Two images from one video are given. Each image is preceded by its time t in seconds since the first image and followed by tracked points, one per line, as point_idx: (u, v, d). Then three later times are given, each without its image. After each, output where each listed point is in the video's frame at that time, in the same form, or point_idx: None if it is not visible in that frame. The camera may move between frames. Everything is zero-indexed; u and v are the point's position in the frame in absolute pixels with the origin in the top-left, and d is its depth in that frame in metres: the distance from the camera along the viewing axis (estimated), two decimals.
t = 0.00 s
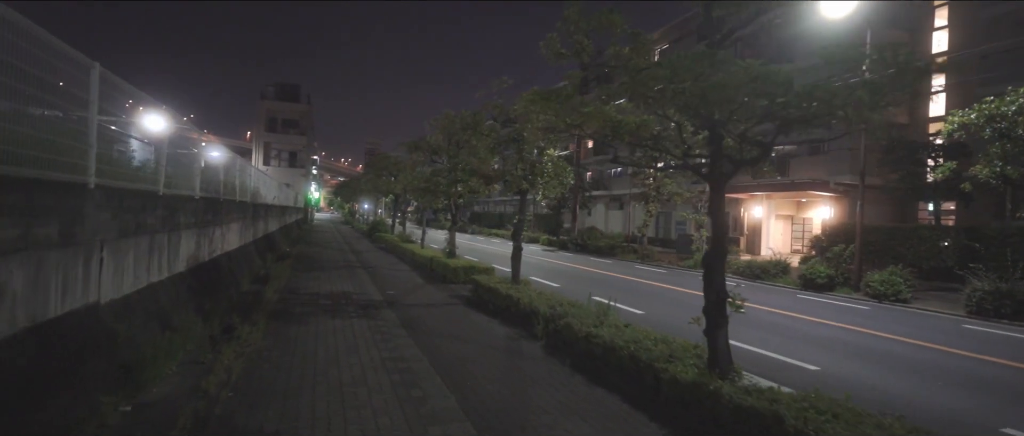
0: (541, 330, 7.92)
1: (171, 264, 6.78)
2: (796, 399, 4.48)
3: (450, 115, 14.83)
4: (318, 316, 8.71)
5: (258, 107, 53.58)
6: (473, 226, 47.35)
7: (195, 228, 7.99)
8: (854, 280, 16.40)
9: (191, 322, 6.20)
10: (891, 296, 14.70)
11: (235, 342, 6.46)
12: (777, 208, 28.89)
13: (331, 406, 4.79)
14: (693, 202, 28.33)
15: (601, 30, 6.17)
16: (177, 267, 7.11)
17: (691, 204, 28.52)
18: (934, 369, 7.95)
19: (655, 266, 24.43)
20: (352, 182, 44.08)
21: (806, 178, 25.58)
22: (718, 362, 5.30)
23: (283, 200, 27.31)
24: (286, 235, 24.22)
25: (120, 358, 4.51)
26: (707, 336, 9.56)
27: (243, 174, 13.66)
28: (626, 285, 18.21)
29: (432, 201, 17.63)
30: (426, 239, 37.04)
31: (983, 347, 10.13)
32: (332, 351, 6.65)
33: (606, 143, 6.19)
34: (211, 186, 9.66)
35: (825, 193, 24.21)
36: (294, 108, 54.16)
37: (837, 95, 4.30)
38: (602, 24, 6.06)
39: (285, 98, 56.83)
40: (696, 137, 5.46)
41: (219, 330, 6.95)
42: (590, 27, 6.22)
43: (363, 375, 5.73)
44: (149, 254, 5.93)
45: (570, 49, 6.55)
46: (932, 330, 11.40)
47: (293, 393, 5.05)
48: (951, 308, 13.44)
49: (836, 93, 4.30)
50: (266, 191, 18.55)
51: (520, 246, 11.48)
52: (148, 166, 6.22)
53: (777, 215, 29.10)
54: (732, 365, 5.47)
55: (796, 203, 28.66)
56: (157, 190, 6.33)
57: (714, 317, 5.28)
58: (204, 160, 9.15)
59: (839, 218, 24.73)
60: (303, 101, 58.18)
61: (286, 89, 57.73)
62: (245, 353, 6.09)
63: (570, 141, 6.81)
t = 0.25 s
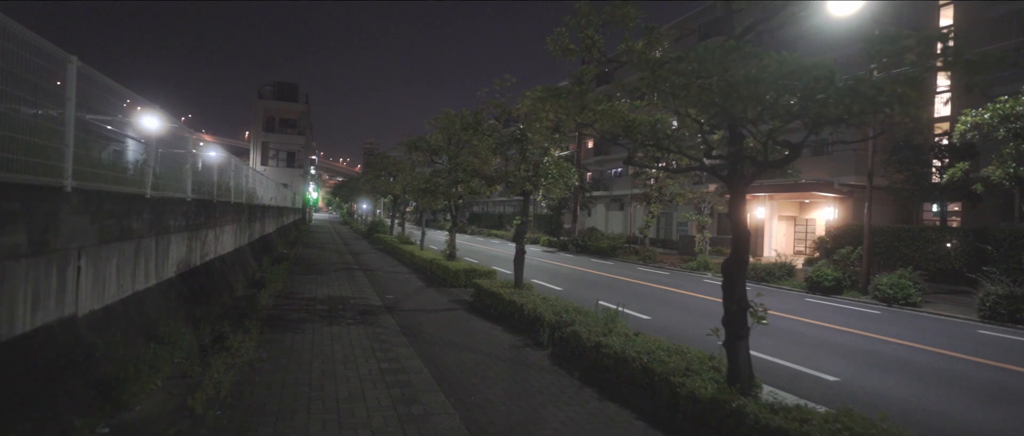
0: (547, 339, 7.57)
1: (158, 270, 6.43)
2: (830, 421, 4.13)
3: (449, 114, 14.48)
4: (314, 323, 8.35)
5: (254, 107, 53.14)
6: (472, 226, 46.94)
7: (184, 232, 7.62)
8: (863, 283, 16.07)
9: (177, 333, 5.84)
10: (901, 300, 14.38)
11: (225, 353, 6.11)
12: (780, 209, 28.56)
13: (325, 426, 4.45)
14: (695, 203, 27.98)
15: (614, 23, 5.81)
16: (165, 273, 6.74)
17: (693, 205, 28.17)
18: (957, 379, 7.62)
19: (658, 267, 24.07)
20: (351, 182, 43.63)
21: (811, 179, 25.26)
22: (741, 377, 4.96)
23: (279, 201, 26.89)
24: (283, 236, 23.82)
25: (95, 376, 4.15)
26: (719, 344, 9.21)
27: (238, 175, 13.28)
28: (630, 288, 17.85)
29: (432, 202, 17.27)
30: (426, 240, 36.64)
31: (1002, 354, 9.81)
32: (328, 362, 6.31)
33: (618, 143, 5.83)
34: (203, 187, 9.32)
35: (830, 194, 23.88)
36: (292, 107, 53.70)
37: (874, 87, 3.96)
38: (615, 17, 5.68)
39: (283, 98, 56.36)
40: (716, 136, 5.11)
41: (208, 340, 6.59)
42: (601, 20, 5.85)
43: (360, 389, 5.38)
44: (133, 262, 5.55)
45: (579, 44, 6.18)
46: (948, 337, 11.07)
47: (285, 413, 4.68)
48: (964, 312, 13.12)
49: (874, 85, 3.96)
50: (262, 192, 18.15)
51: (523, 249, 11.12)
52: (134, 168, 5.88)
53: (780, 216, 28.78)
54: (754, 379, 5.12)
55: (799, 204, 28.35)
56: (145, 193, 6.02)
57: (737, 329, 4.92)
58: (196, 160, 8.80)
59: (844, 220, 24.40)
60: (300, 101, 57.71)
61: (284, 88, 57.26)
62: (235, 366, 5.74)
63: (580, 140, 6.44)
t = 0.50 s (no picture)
0: (546, 341, 7.29)
1: (139, 270, 6.12)
2: (854, 429, 3.86)
3: (443, 110, 14.18)
4: (304, 324, 8.05)
5: (246, 104, 52.61)
6: (467, 225, 46.65)
7: (168, 230, 7.31)
8: (862, 282, 15.91)
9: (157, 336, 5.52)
10: (902, 299, 14.21)
11: (209, 357, 5.81)
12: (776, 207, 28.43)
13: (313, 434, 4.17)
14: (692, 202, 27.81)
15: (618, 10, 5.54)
16: (146, 274, 6.42)
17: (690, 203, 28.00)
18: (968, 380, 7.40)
19: (655, 267, 23.87)
20: (344, 181, 43.27)
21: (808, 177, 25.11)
22: (754, 381, 4.70)
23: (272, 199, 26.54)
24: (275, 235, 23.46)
25: (63, 385, 3.84)
26: (722, 345, 8.97)
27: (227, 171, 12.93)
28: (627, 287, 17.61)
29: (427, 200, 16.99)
30: (420, 239, 36.34)
31: (1009, 354, 9.62)
32: (318, 365, 6.01)
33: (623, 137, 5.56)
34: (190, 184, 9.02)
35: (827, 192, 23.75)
36: (285, 105, 53.25)
37: (899, 73, 3.72)
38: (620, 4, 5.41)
39: (276, 96, 55.90)
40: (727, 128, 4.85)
41: (192, 343, 6.28)
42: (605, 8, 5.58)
43: (351, 394, 5.09)
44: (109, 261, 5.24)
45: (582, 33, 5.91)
46: (953, 336, 10.88)
47: (270, 423, 4.38)
48: (966, 311, 12.96)
49: (898, 70, 3.71)
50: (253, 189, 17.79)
51: (520, 248, 10.86)
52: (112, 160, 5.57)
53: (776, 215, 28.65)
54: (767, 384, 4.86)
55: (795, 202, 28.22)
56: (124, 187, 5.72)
57: (751, 331, 4.66)
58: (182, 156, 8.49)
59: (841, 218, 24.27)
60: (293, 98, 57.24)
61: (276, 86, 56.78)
62: (219, 371, 5.43)
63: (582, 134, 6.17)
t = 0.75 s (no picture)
0: (551, 348, 6.96)
1: (121, 276, 5.78)
2: None
3: (441, 108, 13.82)
4: (296, 331, 7.69)
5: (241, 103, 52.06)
6: (464, 225, 46.29)
7: (153, 233, 6.95)
8: (868, 283, 15.63)
9: (137, 349, 5.16)
10: (909, 301, 13.93)
11: (193, 369, 5.46)
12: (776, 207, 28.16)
13: None
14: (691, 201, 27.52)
15: None
16: (129, 279, 6.06)
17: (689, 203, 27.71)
18: (990, 389, 7.10)
19: (655, 267, 23.55)
20: (341, 181, 42.80)
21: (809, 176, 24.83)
22: (779, 396, 4.37)
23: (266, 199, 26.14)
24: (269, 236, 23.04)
25: (28, 405, 3.51)
26: (732, 352, 8.64)
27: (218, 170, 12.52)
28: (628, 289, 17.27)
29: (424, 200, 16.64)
30: (417, 239, 35.92)
31: None
32: (310, 377, 5.67)
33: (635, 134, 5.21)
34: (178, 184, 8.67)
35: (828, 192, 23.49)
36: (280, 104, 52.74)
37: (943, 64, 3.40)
38: None
39: (271, 94, 55.37)
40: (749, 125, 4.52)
41: (176, 353, 5.92)
42: None
43: (343, 411, 4.74)
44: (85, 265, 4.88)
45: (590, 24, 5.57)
46: (966, 340, 10.59)
47: None
48: (976, 313, 12.68)
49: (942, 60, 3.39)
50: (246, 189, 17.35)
51: (521, 250, 10.53)
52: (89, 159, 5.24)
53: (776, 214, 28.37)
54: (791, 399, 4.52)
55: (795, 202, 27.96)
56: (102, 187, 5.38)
57: (774, 343, 4.33)
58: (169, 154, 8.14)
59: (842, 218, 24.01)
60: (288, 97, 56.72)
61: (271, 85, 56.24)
62: (203, 385, 5.08)
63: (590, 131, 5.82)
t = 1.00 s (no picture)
0: (559, 355, 6.63)
1: (104, 279, 5.43)
2: None
3: (441, 105, 13.47)
4: (291, 335, 7.35)
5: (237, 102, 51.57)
6: (462, 225, 45.90)
7: (140, 234, 6.60)
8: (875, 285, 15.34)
9: (119, 357, 4.81)
10: (919, 303, 13.65)
11: (179, 378, 5.11)
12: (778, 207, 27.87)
13: None
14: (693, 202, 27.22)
15: None
16: (113, 282, 5.70)
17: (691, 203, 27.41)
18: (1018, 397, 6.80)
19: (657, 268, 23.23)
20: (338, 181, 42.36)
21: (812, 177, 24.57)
22: (811, 410, 4.05)
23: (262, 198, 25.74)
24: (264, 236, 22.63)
25: None
26: (745, 357, 8.33)
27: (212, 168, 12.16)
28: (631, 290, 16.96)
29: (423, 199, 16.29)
30: (415, 240, 35.55)
31: None
32: (305, 386, 5.33)
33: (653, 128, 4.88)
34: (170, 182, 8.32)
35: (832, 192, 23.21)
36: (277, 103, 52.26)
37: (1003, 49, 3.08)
38: None
39: (267, 94, 54.89)
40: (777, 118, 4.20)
41: (162, 361, 5.57)
42: None
43: (341, 424, 4.42)
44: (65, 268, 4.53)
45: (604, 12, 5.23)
46: (983, 343, 10.30)
47: None
48: (989, 316, 12.39)
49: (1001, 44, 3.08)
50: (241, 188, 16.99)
51: (524, 251, 10.19)
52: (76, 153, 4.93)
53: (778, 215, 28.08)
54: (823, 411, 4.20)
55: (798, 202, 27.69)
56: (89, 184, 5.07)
57: (807, 353, 4.01)
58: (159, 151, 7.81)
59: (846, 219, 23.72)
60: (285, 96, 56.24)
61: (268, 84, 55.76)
62: (190, 396, 4.74)
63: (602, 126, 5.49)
